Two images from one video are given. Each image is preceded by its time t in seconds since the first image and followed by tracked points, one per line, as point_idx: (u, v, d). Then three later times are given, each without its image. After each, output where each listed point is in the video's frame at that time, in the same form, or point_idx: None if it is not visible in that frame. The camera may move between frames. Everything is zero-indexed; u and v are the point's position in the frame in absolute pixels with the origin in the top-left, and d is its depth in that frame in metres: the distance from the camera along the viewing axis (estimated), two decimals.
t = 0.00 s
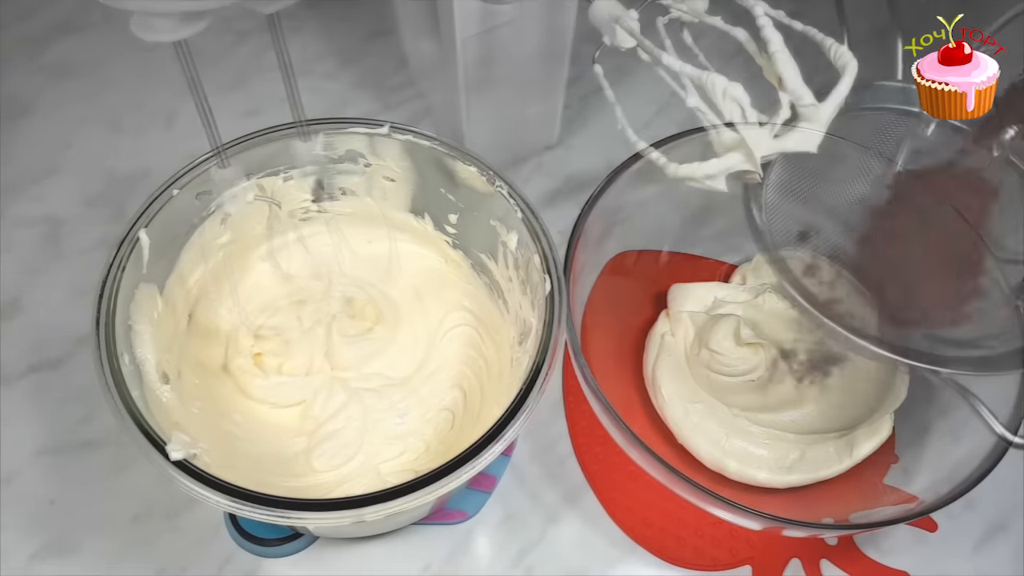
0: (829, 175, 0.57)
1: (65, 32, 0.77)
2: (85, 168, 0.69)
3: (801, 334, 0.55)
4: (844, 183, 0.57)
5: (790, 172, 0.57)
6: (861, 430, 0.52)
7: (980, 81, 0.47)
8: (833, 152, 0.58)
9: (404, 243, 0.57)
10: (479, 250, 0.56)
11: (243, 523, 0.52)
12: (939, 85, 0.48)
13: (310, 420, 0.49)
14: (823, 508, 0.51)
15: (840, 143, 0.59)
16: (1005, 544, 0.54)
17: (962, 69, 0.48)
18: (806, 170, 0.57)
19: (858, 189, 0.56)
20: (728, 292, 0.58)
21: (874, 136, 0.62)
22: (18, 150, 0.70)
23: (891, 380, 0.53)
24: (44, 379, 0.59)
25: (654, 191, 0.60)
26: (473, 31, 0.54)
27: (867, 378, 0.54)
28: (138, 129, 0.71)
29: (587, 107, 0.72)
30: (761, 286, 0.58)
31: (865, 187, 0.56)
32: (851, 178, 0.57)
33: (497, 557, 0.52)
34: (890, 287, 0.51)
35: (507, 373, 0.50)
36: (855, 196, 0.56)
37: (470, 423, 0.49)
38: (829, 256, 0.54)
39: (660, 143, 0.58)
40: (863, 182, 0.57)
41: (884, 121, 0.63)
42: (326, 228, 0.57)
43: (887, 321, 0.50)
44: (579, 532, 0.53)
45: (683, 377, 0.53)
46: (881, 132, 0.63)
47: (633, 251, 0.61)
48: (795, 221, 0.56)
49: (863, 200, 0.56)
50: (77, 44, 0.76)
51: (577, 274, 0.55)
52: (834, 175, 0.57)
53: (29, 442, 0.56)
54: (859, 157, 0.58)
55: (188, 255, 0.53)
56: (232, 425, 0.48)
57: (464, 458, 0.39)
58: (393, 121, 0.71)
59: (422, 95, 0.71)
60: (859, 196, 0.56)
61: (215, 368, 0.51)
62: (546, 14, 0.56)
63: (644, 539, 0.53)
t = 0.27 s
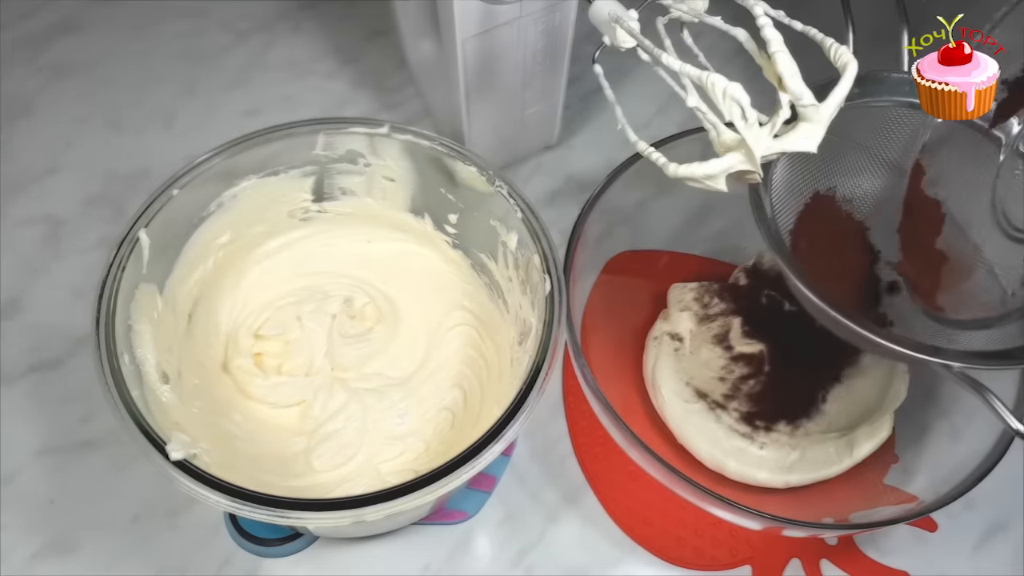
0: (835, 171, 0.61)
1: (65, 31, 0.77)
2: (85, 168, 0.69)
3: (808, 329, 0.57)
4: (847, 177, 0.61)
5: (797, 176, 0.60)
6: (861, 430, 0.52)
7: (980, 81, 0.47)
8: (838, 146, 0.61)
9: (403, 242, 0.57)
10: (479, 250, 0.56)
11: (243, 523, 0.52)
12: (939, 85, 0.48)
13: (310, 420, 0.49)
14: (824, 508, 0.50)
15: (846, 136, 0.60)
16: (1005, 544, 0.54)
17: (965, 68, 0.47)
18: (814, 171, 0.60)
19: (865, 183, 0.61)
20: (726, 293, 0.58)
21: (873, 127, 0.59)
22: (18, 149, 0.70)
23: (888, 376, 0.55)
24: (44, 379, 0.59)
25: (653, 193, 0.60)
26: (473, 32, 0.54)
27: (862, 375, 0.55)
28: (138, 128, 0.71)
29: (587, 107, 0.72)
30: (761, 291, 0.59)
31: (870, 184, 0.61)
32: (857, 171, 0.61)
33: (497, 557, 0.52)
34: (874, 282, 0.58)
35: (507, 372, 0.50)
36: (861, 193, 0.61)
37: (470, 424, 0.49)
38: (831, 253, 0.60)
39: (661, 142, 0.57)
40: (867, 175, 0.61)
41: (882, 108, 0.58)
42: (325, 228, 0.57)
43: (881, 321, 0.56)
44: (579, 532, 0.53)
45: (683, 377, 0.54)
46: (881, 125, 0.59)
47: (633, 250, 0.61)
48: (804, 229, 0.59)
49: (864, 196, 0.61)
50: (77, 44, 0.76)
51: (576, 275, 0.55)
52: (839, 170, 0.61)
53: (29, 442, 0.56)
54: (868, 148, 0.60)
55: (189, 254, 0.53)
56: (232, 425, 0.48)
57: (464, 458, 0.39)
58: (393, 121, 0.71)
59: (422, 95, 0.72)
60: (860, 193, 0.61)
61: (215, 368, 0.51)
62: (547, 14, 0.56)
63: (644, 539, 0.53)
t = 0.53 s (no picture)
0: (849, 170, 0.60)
1: (65, 31, 0.77)
2: (85, 168, 0.69)
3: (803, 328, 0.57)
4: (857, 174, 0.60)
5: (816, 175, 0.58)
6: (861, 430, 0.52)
7: (980, 81, 0.47)
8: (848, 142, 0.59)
9: (403, 242, 0.57)
10: (479, 250, 0.56)
11: (243, 523, 0.52)
12: (939, 85, 0.48)
13: (310, 420, 0.49)
14: (824, 508, 0.50)
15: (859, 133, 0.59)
16: (1005, 544, 0.54)
17: (965, 68, 0.47)
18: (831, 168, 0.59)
19: (872, 180, 0.60)
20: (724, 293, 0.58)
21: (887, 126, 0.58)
22: (18, 149, 0.70)
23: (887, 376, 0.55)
24: (44, 379, 0.59)
25: (653, 193, 0.60)
26: (473, 32, 0.54)
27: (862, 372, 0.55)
28: (138, 128, 0.71)
29: (587, 107, 0.72)
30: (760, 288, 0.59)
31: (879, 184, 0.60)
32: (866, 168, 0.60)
33: (497, 557, 0.52)
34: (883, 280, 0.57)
35: (507, 372, 0.50)
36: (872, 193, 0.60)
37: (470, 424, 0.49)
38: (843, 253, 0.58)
39: (661, 143, 0.57)
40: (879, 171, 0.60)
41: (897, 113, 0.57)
42: (325, 228, 0.57)
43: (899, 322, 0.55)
44: (579, 532, 0.53)
45: (683, 378, 0.53)
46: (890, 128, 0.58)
47: (633, 250, 0.61)
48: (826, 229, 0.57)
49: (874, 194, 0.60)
50: (77, 44, 0.76)
51: (576, 274, 0.55)
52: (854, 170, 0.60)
53: (29, 442, 0.56)
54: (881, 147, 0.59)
55: (188, 254, 0.53)
56: (232, 425, 0.48)
57: (464, 458, 0.39)
58: (393, 121, 0.71)
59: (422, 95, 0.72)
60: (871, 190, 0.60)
61: (214, 367, 0.51)
62: (547, 14, 0.56)
63: (644, 539, 0.53)
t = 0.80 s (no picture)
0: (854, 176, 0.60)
1: (65, 31, 0.77)
2: (85, 168, 0.69)
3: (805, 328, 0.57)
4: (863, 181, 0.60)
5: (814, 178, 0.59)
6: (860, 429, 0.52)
7: (980, 81, 0.47)
8: (850, 146, 0.59)
9: (403, 242, 0.57)
10: (479, 250, 0.56)
11: (243, 523, 0.52)
12: (939, 85, 0.48)
13: (310, 420, 0.49)
14: (824, 507, 0.51)
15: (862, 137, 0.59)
16: (1006, 544, 0.54)
17: (965, 68, 0.47)
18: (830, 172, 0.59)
19: (879, 185, 0.59)
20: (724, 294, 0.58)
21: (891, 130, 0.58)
22: (18, 149, 0.70)
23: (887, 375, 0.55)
24: (44, 379, 0.59)
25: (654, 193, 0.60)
26: (473, 32, 0.54)
27: (862, 370, 0.55)
28: (138, 128, 0.71)
29: (587, 107, 0.72)
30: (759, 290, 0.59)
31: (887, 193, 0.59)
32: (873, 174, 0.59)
33: (497, 557, 0.52)
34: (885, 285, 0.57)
35: (507, 372, 0.50)
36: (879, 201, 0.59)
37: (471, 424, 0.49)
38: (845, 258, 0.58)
39: (660, 142, 0.57)
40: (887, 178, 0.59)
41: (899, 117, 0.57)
42: (325, 227, 0.57)
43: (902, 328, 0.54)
44: (579, 532, 0.53)
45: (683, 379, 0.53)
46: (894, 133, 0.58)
47: (633, 250, 0.61)
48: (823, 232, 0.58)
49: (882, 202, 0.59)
50: (77, 44, 0.76)
51: (576, 274, 0.55)
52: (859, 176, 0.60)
53: (29, 442, 0.56)
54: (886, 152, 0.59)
55: (189, 255, 0.53)
56: (232, 425, 0.48)
57: (464, 458, 0.39)
58: (393, 121, 0.71)
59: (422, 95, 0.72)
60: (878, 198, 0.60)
61: (215, 367, 0.51)
62: (547, 14, 0.56)
63: (644, 539, 0.53)
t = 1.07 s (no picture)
0: (861, 176, 0.60)
1: (65, 31, 0.77)
2: (85, 168, 0.69)
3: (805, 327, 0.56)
4: (870, 180, 0.60)
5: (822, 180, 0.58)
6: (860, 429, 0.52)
7: (980, 81, 0.47)
8: (858, 148, 0.59)
9: (403, 242, 0.57)
10: (479, 250, 0.56)
11: (243, 523, 0.52)
12: (939, 85, 0.48)
13: (310, 420, 0.49)
14: (824, 508, 0.51)
15: (869, 139, 0.58)
16: (1006, 544, 0.54)
17: (965, 67, 0.47)
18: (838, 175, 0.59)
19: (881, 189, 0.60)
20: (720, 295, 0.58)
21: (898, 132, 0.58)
22: (18, 149, 0.70)
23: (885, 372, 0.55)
24: (44, 379, 0.59)
25: (654, 192, 0.60)
26: (473, 32, 0.54)
27: (860, 367, 0.55)
28: (138, 128, 0.71)
29: (587, 107, 0.72)
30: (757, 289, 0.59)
31: (892, 191, 0.61)
32: (879, 175, 0.60)
33: (497, 557, 0.52)
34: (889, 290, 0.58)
35: (507, 372, 0.50)
36: (886, 200, 0.61)
37: (471, 424, 0.49)
38: (851, 260, 0.59)
39: (660, 142, 0.57)
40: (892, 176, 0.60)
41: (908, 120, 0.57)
42: (325, 227, 0.57)
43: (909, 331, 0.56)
44: (579, 532, 0.53)
45: (682, 380, 0.53)
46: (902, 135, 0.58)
47: (634, 250, 0.61)
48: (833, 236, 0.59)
49: (888, 201, 0.61)
50: (77, 44, 0.76)
51: (576, 274, 0.55)
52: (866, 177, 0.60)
53: (29, 442, 0.56)
54: (891, 152, 0.59)
55: (189, 255, 0.53)
56: (232, 425, 0.48)
57: (464, 458, 0.39)
58: (394, 121, 0.71)
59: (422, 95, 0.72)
60: (884, 197, 0.61)
61: (215, 367, 0.51)
62: (547, 14, 0.56)
63: (644, 539, 0.53)
